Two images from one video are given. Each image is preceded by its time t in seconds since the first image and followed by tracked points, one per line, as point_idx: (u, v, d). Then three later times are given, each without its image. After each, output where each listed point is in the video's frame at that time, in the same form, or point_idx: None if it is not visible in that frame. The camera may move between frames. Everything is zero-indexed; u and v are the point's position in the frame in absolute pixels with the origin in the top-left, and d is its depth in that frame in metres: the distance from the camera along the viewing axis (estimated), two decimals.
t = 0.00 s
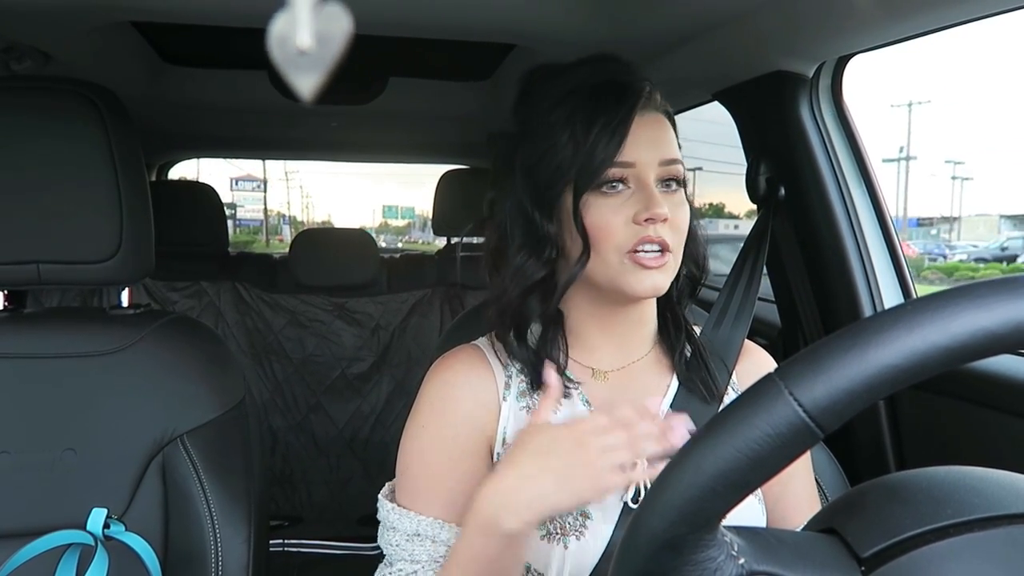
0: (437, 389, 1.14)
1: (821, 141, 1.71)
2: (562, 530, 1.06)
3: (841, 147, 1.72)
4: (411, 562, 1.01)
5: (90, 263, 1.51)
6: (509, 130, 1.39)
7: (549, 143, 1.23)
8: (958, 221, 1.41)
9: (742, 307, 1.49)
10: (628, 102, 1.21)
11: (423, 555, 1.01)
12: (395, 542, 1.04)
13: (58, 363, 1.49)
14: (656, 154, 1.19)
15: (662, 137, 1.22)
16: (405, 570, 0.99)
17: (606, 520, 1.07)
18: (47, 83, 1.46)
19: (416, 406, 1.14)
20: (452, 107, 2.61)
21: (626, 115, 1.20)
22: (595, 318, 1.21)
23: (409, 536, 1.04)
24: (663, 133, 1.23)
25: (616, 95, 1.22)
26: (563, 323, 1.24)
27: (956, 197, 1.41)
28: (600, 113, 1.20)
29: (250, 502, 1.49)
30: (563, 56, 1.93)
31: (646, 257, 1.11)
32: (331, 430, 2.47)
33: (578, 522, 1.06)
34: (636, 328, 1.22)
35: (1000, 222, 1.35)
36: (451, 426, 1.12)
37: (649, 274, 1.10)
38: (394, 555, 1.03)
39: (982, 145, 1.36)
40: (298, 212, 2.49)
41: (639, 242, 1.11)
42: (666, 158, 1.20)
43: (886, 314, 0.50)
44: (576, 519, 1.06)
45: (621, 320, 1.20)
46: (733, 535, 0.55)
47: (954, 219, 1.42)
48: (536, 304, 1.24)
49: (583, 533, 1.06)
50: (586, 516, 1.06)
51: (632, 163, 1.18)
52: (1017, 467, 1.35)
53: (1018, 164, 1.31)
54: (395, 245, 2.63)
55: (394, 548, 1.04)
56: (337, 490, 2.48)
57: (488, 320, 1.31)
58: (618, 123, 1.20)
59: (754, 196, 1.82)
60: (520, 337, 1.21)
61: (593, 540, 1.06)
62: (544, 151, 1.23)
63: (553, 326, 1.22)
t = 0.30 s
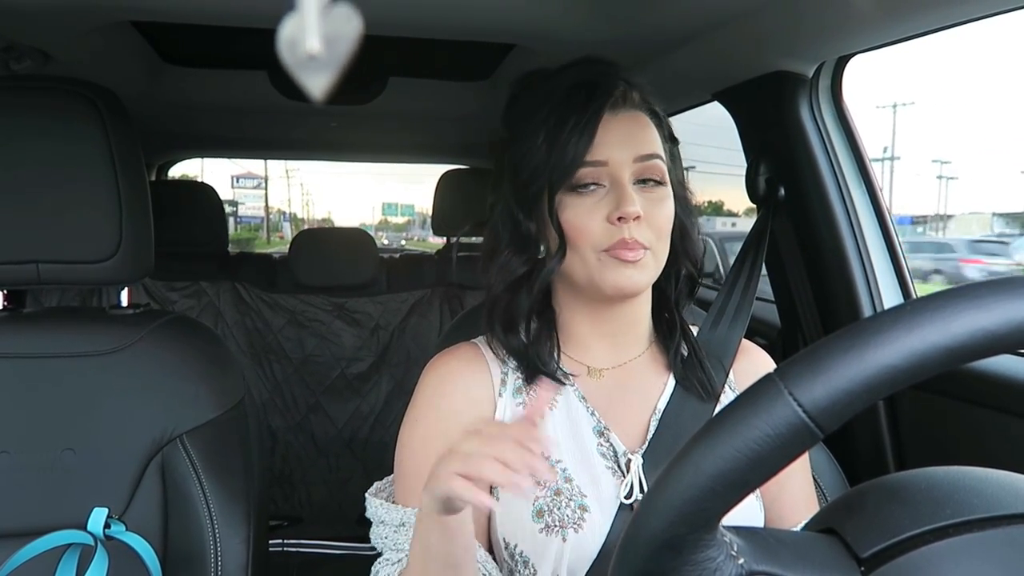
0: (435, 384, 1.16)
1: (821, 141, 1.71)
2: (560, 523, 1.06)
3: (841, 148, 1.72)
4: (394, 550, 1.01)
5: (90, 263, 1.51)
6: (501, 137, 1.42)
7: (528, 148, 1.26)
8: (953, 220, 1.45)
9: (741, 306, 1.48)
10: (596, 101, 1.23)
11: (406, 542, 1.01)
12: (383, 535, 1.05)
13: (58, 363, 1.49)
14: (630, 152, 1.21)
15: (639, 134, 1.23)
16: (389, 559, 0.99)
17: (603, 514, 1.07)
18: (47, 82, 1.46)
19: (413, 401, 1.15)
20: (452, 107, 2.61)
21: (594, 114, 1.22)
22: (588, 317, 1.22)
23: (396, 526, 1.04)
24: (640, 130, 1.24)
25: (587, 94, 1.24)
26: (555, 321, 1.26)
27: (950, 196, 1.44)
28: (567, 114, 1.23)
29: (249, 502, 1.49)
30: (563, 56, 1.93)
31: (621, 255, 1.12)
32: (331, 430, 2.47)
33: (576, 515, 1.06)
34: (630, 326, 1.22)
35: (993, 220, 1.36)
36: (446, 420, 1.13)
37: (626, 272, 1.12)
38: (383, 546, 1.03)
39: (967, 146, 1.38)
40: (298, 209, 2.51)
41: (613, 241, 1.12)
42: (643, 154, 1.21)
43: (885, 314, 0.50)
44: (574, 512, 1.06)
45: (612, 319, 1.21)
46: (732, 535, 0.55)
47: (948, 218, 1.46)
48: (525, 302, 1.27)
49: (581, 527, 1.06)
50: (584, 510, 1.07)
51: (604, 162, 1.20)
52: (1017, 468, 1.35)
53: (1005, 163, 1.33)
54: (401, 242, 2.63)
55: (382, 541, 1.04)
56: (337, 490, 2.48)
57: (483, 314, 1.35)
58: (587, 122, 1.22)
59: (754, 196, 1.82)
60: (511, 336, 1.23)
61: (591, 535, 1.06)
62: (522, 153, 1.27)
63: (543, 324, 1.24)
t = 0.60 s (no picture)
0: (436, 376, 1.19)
1: (821, 141, 1.71)
2: (562, 513, 1.06)
3: (842, 148, 1.72)
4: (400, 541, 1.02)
5: (90, 262, 1.51)
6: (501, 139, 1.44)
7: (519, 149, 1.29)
8: (945, 217, 1.46)
9: (741, 306, 1.47)
10: (578, 100, 1.25)
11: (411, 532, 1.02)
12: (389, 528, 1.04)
13: (58, 362, 1.49)
14: (615, 148, 1.22)
15: (625, 130, 1.24)
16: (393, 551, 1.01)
17: (605, 506, 1.07)
18: (47, 81, 1.46)
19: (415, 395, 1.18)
20: (451, 107, 2.61)
21: (576, 113, 1.25)
22: (585, 313, 1.22)
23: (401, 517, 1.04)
24: (628, 126, 1.25)
25: (568, 94, 1.27)
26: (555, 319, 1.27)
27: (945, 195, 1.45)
28: (551, 116, 1.26)
29: (249, 502, 1.49)
30: (562, 56, 1.93)
31: (608, 249, 1.13)
32: (330, 429, 2.47)
33: (577, 505, 1.06)
34: (628, 322, 1.22)
35: (984, 217, 1.38)
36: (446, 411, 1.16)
37: (613, 266, 1.13)
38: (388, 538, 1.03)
39: (957, 145, 1.40)
40: (298, 207, 2.48)
41: (600, 236, 1.14)
42: (630, 149, 1.22)
43: (889, 313, 0.51)
44: (575, 502, 1.07)
45: (610, 314, 1.21)
46: (735, 531, 0.55)
47: (941, 216, 1.47)
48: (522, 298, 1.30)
49: (583, 517, 1.06)
50: (585, 501, 1.07)
51: (590, 159, 1.21)
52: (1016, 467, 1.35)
53: (992, 159, 1.35)
54: (404, 240, 2.61)
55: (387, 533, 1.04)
56: (336, 489, 2.48)
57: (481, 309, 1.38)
58: (569, 122, 1.24)
59: (754, 195, 1.81)
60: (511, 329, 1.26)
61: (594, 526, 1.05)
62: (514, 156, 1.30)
63: (540, 317, 1.29)
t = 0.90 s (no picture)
0: (439, 374, 1.15)
1: (819, 140, 1.71)
2: (562, 512, 1.06)
3: (841, 148, 1.72)
4: (405, 548, 1.00)
5: (88, 260, 1.51)
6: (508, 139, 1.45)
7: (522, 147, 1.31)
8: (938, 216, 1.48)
9: (739, 305, 1.46)
10: (574, 99, 1.27)
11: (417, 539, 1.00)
12: (393, 533, 1.03)
13: (57, 361, 1.49)
14: (608, 145, 1.22)
15: (622, 128, 1.24)
16: (400, 558, 0.99)
17: (605, 506, 1.07)
18: (45, 79, 1.45)
19: (417, 392, 1.15)
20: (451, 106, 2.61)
21: (569, 112, 1.26)
22: (584, 310, 1.23)
23: (407, 524, 1.02)
24: (623, 122, 1.25)
25: (567, 93, 1.28)
26: (554, 316, 1.29)
27: (937, 193, 1.46)
28: (550, 114, 1.28)
29: (247, 500, 1.49)
30: (562, 54, 1.93)
31: (596, 247, 1.14)
32: (329, 428, 2.48)
33: (578, 505, 1.07)
34: (623, 319, 1.23)
35: (976, 216, 1.39)
36: (450, 412, 1.12)
37: (600, 263, 1.14)
38: (393, 545, 1.02)
39: (946, 146, 1.41)
40: (298, 205, 2.50)
41: (588, 233, 1.14)
42: (623, 146, 1.22)
43: (888, 311, 0.51)
44: (575, 502, 1.07)
45: (607, 312, 1.22)
46: (735, 529, 0.55)
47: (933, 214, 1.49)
48: (522, 294, 1.30)
49: (583, 516, 1.06)
50: (585, 500, 1.07)
51: (582, 156, 1.22)
52: (1014, 466, 1.35)
53: (978, 160, 1.36)
54: (407, 238, 2.65)
55: (392, 539, 1.03)
56: (335, 488, 2.48)
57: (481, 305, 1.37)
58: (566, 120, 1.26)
59: (752, 194, 1.81)
60: (510, 324, 1.25)
61: (594, 526, 1.06)
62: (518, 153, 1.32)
63: (541, 314, 1.28)
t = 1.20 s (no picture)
0: (439, 373, 1.16)
1: (818, 138, 1.71)
2: (561, 511, 1.06)
3: (840, 145, 1.71)
4: (404, 546, 1.00)
5: (86, 258, 1.50)
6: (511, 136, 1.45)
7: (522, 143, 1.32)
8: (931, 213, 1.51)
9: (738, 302, 1.47)
10: (569, 95, 1.27)
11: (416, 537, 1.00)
12: (392, 531, 1.03)
13: (55, 358, 1.49)
14: (600, 146, 1.21)
15: (615, 129, 1.23)
16: (399, 556, 0.99)
17: (605, 505, 1.08)
18: (43, 76, 1.45)
19: (416, 390, 1.15)
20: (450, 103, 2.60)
21: (564, 110, 1.26)
22: (581, 309, 1.23)
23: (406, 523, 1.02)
24: (617, 123, 1.24)
25: (561, 91, 1.28)
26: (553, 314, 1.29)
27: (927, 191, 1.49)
28: (546, 110, 1.28)
29: (247, 498, 1.49)
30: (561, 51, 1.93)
31: (584, 249, 1.14)
32: (328, 426, 2.48)
33: (577, 504, 1.07)
34: (619, 319, 1.24)
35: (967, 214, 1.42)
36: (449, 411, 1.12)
37: (589, 265, 1.14)
38: (392, 543, 1.02)
39: (934, 145, 1.43)
40: (298, 203, 2.49)
41: (576, 236, 1.14)
42: (615, 148, 1.21)
43: (886, 308, 0.51)
44: (574, 500, 1.07)
45: (603, 312, 1.22)
46: (733, 526, 0.55)
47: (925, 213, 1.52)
48: (522, 291, 1.31)
49: (582, 515, 1.06)
50: (584, 499, 1.07)
51: (574, 158, 1.22)
52: (1012, 463, 1.35)
53: (963, 159, 1.39)
54: (410, 237, 2.67)
55: (392, 537, 1.03)
56: (334, 485, 2.48)
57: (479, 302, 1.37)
58: (560, 118, 1.26)
59: (752, 192, 1.82)
60: (508, 321, 1.26)
61: (593, 524, 1.06)
62: (518, 150, 1.33)
63: (540, 312, 1.29)
